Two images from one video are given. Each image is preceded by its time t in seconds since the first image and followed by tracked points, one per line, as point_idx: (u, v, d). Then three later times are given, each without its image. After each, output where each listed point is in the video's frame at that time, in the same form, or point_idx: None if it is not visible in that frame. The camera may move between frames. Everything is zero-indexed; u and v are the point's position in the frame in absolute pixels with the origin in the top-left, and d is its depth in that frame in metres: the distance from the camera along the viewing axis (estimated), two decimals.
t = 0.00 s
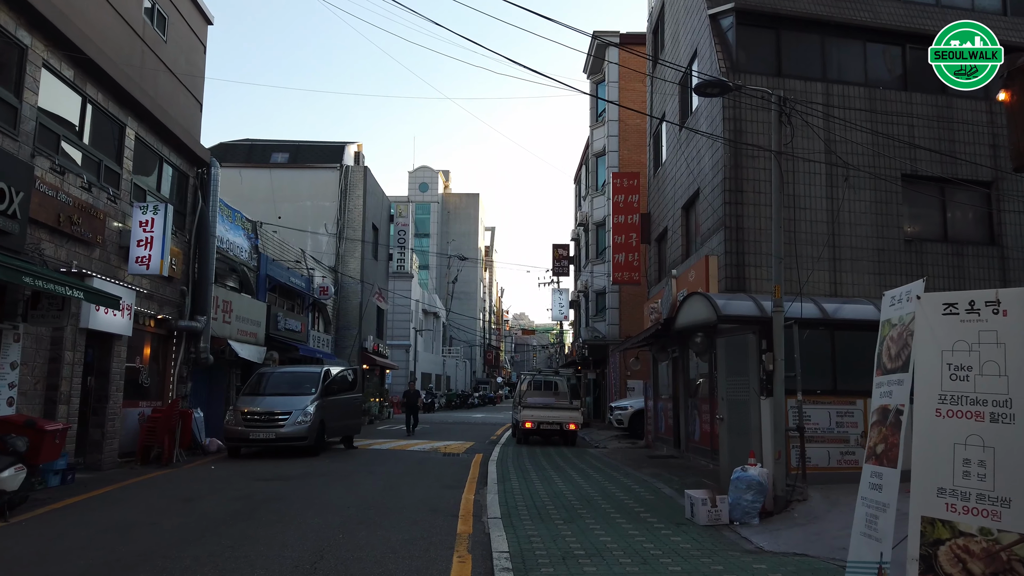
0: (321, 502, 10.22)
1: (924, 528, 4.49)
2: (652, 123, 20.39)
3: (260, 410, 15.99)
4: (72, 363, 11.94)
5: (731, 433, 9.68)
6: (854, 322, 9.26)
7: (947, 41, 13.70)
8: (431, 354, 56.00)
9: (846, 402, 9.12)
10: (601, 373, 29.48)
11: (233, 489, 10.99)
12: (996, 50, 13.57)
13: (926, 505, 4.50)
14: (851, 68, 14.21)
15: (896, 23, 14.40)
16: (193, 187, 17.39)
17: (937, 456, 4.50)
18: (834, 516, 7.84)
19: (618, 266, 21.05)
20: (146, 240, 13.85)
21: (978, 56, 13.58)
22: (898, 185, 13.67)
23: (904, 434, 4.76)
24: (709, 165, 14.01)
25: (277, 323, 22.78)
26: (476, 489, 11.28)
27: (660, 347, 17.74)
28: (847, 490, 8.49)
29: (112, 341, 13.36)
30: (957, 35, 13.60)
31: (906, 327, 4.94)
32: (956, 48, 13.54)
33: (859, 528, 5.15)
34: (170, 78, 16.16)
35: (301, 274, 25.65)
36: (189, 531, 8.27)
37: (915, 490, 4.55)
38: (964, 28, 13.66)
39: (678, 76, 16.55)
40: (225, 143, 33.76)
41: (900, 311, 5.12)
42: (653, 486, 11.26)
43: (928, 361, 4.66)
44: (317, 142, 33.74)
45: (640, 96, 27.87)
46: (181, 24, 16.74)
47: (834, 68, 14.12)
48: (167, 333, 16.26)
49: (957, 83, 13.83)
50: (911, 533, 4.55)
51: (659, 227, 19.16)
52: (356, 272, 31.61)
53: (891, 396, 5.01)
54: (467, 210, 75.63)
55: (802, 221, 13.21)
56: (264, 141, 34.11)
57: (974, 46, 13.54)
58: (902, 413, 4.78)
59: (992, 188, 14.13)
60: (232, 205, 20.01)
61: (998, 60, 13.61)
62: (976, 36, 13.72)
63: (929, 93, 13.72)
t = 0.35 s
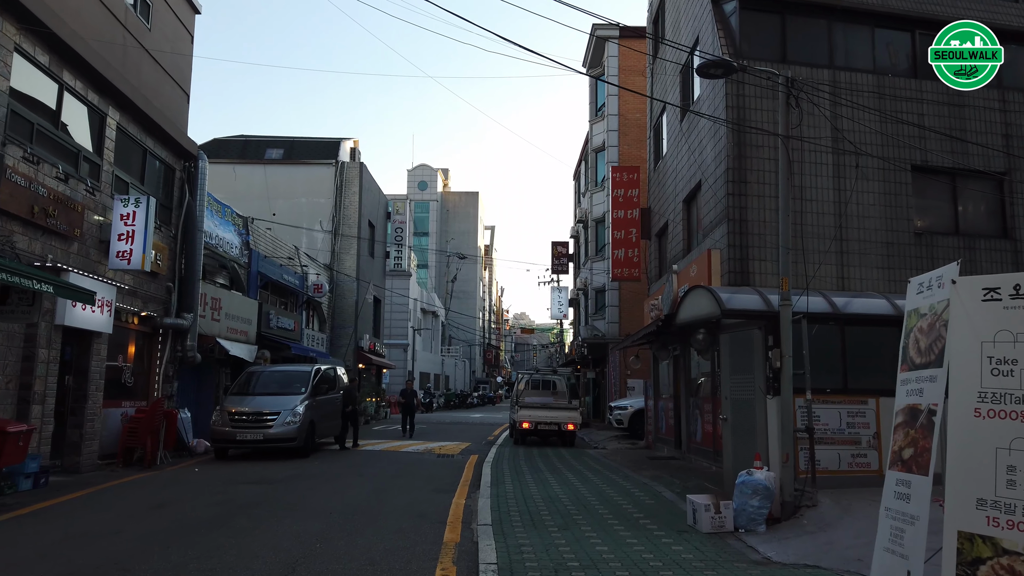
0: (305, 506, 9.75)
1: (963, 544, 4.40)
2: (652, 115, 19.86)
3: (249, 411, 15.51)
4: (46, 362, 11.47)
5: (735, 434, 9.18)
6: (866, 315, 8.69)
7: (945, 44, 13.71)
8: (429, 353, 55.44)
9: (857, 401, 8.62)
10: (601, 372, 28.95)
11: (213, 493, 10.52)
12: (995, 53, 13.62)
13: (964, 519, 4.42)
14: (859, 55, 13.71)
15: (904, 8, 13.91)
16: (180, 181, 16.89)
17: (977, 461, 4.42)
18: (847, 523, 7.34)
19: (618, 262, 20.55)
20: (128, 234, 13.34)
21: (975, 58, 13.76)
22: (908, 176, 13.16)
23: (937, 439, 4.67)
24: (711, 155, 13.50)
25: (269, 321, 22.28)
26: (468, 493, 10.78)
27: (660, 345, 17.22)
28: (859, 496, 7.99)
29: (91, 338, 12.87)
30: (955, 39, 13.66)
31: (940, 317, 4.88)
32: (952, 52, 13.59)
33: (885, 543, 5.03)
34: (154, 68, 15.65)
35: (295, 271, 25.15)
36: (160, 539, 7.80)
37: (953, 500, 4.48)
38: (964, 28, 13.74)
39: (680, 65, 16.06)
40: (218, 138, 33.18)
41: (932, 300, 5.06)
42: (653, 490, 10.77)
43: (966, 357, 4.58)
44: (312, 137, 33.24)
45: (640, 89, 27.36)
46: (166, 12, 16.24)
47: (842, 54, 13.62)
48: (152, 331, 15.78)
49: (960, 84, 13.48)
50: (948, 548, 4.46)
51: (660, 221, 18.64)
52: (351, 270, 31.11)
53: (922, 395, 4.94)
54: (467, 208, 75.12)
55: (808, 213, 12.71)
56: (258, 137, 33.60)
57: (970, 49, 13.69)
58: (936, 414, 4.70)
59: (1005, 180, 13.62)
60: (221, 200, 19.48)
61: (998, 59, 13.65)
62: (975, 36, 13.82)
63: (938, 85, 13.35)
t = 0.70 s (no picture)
0: (279, 511, 9.24)
1: (996, 561, 3.93)
2: (648, 107, 19.38)
3: (230, 411, 14.98)
4: (12, 360, 10.95)
5: (733, 434, 8.68)
6: (873, 307, 8.09)
7: (944, 48, 13.25)
8: (425, 353, 54.95)
9: (863, 399, 8.09)
10: (597, 371, 28.42)
11: (184, 498, 10.00)
12: (991, 55, 13.05)
13: (996, 531, 3.95)
14: (861, 41, 13.21)
15: None
16: (160, 173, 16.36)
17: (1013, 466, 3.95)
18: (853, 530, 6.82)
19: (613, 258, 20.02)
20: (101, 227, 12.83)
21: (972, 58, 13.33)
22: (913, 165, 12.66)
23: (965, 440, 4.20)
24: (708, 144, 12.99)
25: (256, 320, 21.74)
26: (452, 497, 10.26)
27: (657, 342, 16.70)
28: (865, 501, 7.48)
29: (62, 335, 12.35)
30: (954, 43, 13.20)
31: (967, 300, 4.40)
32: (951, 52, 13.15)
33: (903, 556, 4.59)
34: (131, 55, 15.15)
35: (283, 268, 24.61)
36: (116, 548, 7.27)
37: (985, 510, 4.01)
38: (963, 29, 13.41)
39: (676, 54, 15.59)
40: (208, 134, 32.68)
41: (957, 281, 4.60)
42: (647, 493, 10.25)
43: (1000, 344, 4.10)
44: (303, 133, 32.73)
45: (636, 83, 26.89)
46: None
47: (843, 40, 13.12)
48: (130, 328, 15.23)
49: (960, 82, 12.86)
50: (979, 565, 3.99)
51: (655, 215, 18.16)
52: (342, 268, 30.57)
53: (946, 389, 4.46)
54: (463, 207, 74.60)
55: (808, 204, 12.21)
56: (248, 133, 33.09)
57: (969, 50, 13.23)
58: (964, 410, 4.22)
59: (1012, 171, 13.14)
60: (205, 195, 18.94)
61: (997, 61, 13.21)
62: (971, 39, 13.41)
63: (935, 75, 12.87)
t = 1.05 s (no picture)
0: (254, 518, 8.74)
1: None
2: (646, 99, 18.88)
3: (214, 412, 14.49)
4: None
5: (733, 437, 8.19)
6: (881, 303, 7.64)
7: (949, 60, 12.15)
8: (423, 353, 54.44)
9: (871, 400, 7.59)
10: (595, 370, 27.92)
11: (156, 504, 9.53)
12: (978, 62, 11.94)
13: None
14: (867, 27, 12.69)
15: None
16: (142, 167, 15.86)
17: None
18: (862, 542, 6.33)
19: (611, 254, 19.23)
20: (76, 221, 12.35)
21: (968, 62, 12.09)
22: (921, 156, 12.17)
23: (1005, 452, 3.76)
24: (707, 134, 12.48)
25: (245, 318, 21.24)
26: (438, 503, 9.77)
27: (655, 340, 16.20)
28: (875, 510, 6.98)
29: (35, 334, 11.88)
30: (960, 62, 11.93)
31: (1004, 290, 3.94)
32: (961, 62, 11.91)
33: None
34: (110, 45, 14.68)
35: (275, 266, 24.11)
36: (70, 560, 6.79)
37: None
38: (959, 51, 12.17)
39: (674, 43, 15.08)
40: (200, 131, 32.15)
41: (991, 266, 4.14)
42: (643, 499, 9.76)
43: None
44: (297, 130, 32.26)
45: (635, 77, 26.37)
46: None
47: (848, 26, 12.60)
48: (111, 327, 14.75)
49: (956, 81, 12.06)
50: None
51: (654, 210, 17.70)
52: (336, 266, 30.07)
53: (981, 392, 4.02)
54: (462, 205, 74.04)
55: (812, 196, 11.71)
56: (242, 130, 32.60)
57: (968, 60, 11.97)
58: (1003, 417, 3.78)
59: None
60: (192, 189, 18.44)
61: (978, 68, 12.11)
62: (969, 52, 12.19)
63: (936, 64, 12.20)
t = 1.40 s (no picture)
0: (226, 527, 8.26)
1: None
2: (645, 92, 18.37)
3: (197, 414, 13.98)
4: None
5: (735, 441, 7.70)
6: (892, 298, 7.19)
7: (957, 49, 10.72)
8: (421, 354, 53.92)
9: (882, 402, 7.09)
10: (594, 371, 27.43)
11: (126, 512, 9.04)
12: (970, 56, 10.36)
13: None
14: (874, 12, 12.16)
15: None
16: (124, 161, 15.38)
17: None
18: (875, 557, 5.82)
19: (608, 251, 18.67)
20: (50, 215, 11.88)
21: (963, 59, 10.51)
22: (930, 147, 11.66)
23: None
24: (707, 124, 11.99)
25: (235, 318, 20.75)
26: (423, 510, 9.27)
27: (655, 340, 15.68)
28: (888, 521, 6.47)
29: (6, 333, 11.41)
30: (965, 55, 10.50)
31: None
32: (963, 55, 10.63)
33: None
34: (89, 33, 14.21)
35: (266, 265, 23.61)
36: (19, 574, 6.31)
37: None
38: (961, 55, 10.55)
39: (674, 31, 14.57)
40: (192, 127, 31.64)
41: None
42: (640, 506, 9.24)
43: None
44: (291, 126, 31.77)
45: (634, 72, 25.88)
46: None
47: (854, 11, 12.08)
48: (91, 326, 14.27)
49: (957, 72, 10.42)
50: None
51: (653, 206, 17.21)
52: (331, 264, 29.59)
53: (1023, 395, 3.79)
54: (461, 205, 73.45)
55: (817, 189, 11.21)
56: (235, 126, 32.11)
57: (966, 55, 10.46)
58: None
59: None
60: (178, 185, 17.96)
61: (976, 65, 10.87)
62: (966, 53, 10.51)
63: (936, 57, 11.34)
